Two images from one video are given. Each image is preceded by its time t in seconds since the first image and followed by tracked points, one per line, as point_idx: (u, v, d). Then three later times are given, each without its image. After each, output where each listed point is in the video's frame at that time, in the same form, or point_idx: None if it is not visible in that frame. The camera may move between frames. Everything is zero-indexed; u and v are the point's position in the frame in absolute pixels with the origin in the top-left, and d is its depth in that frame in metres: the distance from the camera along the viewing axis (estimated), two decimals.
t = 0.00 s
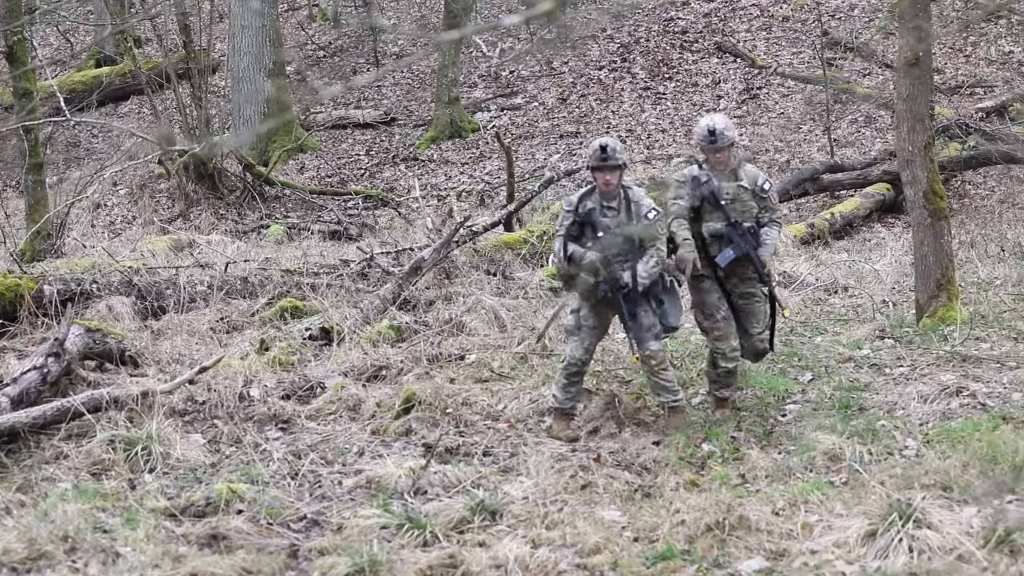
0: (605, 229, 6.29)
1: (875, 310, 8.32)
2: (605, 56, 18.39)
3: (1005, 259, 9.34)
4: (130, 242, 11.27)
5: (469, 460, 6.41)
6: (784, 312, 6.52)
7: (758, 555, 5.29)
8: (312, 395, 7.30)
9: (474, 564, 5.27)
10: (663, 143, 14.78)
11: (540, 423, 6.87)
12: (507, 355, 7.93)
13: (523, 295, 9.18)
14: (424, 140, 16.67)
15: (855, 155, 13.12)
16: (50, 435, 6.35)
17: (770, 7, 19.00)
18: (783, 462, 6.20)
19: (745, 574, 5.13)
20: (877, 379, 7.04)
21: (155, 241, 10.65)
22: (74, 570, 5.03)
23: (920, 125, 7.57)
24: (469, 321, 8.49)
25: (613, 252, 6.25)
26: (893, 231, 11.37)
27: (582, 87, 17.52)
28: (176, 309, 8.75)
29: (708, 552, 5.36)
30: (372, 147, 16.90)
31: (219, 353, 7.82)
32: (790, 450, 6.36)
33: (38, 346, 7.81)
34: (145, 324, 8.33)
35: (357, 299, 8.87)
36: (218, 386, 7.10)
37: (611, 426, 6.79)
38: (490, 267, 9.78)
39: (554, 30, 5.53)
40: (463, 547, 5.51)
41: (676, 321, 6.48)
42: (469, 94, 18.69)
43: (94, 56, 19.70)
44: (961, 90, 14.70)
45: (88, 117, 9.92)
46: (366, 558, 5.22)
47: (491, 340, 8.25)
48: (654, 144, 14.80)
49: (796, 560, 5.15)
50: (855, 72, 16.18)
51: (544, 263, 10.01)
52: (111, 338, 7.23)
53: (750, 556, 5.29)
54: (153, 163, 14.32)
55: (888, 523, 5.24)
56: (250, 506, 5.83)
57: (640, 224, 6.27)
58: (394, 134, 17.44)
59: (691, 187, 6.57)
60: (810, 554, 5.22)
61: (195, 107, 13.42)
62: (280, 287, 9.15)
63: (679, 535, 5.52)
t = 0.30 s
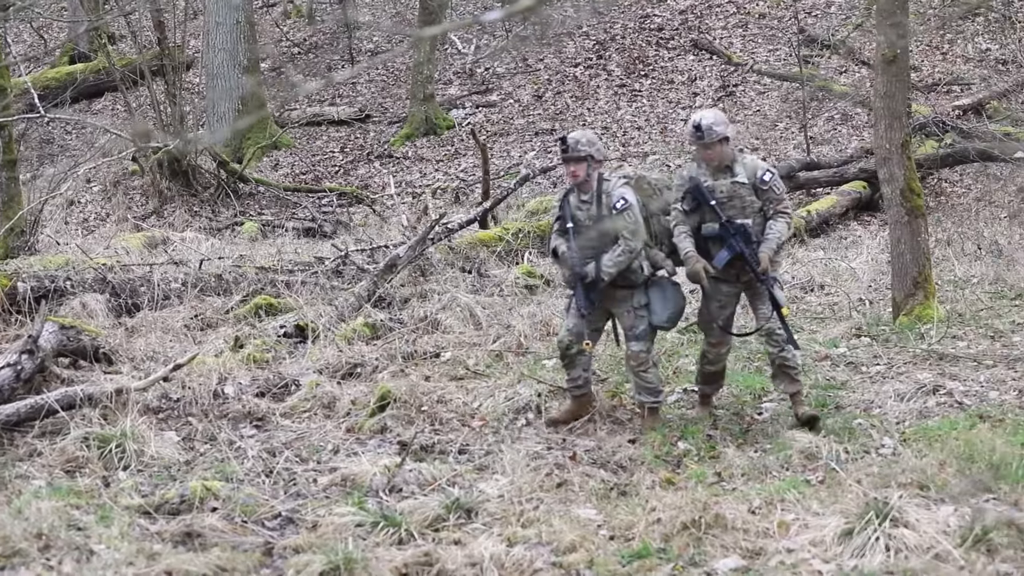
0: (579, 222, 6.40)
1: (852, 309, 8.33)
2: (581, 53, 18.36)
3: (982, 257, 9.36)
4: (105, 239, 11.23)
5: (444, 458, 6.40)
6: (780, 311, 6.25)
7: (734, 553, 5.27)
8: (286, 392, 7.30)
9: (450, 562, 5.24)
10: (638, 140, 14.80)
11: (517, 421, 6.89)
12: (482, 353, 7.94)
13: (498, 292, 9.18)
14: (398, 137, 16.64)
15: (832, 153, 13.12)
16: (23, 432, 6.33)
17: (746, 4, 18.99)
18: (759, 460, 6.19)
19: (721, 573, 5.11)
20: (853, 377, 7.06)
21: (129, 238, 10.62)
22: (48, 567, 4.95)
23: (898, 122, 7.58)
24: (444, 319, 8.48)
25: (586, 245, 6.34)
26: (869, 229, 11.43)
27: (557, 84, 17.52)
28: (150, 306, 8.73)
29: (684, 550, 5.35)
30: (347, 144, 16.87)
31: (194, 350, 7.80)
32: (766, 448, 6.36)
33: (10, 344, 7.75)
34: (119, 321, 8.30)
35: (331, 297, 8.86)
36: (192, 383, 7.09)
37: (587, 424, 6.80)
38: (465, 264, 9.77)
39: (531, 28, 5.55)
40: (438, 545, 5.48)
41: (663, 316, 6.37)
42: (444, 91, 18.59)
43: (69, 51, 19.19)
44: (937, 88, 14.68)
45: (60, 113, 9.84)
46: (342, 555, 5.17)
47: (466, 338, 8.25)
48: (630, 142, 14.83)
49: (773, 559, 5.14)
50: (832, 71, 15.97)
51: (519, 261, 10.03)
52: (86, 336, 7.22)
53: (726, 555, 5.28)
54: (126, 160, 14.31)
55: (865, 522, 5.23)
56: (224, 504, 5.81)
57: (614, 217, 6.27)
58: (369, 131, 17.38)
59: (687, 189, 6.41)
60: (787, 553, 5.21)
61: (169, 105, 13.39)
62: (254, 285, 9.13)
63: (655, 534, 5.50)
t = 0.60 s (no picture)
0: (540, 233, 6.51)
1: (839, 306, 8.31)
2: (567, 48, 18.29)
3: (970, 254, 9.35)
4: (88, 234, 11.19)
5: (429, 454, 6.39)
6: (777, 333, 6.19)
7: (721, 551, 5.26)
8: (271, 388, 7.29)
9: (435, 559, 5.21)
10: (624, 136, 14.81)
11: (502, 418, 6.88)
12: (468, 349, 7.94)
13: (484, 288, 9.17)
14: (383, 132, 16.60)
15: (819, 150, 13.13)
16: (7, 428, 6.30)
17: None
18: (746, 457, 6.18)
19: (707, 570, 5.10)
20: (840, 375, 7.04)
21: (113, 233, 10.59)
22: (31, 563, 4.90)
23: (885, 119, 7.56)
24: (429, 315, 8.47)
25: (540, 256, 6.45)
26: (856, 226, 11.46)
27: (543, 80, 17.48)
28: (134, 302, 8.71)
29: (670, 548, 5.34)
30: (332, 139, 16.82)
31: (179, 345, 7.79)
32: (753, 446, 6.35)
33: None
34: (103, 316, 8.27)
35: (316, 292, 8.84)
36: (176, 379, 7.07)
37: (574, 420, 6.79)
38: (451, 261, 9.75)
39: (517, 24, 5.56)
40: (424, 542, 5.45)
41: (611, 314, 6.26)
42: (429, 86, 18.50)
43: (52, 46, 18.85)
44: (925, 85, 14.67)
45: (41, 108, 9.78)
46: (326, 551, 5.13)
47: (451, 334, 8.24)
48: (615, 138, 14.84)
49: (760, 557, 5.13)
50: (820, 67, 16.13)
51: (504, 257, 10.03)
52: (69, 331, 7.13)
53: (712, 552, 5.26)
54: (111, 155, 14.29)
55: (852, 519, 5.22)
56: (209, 500, 5.79)
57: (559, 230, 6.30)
58: (354, 127, 17.33)
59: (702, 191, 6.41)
60: (773, 551, 5.20)
61: (154, 100, 13.34)
62: (239, 281, 9.11)
63: (642, 531, 5.48)
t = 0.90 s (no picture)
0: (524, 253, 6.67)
1: (835, 302, 8.30)
2: (563, 43, 18.23)
3: (966, 250, 9.34)
4: (83, 228, 11.17)
5: (424, 449, 6.37)
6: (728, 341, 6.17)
7: (717, 548, 5.25)
8: (265, 382, 7.27)
9: (430, 554, 5.19)
10: (620, 132, 14.87)
11: (496, 413, 6.87)
12: (462, 345, 7.94)
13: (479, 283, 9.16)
14: (378, 127, 16.62)
15: (815, 145, 13.13)
16: None
17: None
18: (742, 454, 6.16)
19: (703, 567, 5.08)
20: (836, 371, 7.03)
21: (107, 227, 10.57)
22: (24, 558, 4.85)
23: (883, 114, 7.53)
24: (424, 310, 8.45)
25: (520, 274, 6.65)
26: (852, 222, 11.45)
27: (539, 75, 17.44)
28: (128, 297, 8.69)
29: (666, 544, 5.32)
30: (327, 134, 16.79)
31: (172, 340, 7.77)
32: (749, 442, 6.33)
33: None
34: (97, 311, 8.26)
35: (311, 287, 8.82)
36: (170, 373, 7.05)
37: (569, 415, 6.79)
38: (446, 255, 9.73)
39: (513, 17, 5.43)
40: (418, 537, 5.43)
41: (566, 340, 6.47)
42: (425, 81, 18.47)
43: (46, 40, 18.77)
44: (921, 80, 14.70)
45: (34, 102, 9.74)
46: (320, 547, 5.09)
47: (445, 329, 8.23)
48: (611, 133, 14.89)
49: (756, 553, 5.12)
50: (816, 62, 16.16)
51: (499, 251, 10.01)
52: (63, 325, 7.09)
53: (708, 549, 5.25)
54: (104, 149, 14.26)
55: (849, 516, 5.21)
56: (203, 495, 5.77)
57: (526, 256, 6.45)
58: (348, 121, 17.31)
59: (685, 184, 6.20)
60: (769, 547, 5.19)
61: (149, 93, 13.30)
62: (233, 275, 9.08)
63: (637, 527, 5.46)
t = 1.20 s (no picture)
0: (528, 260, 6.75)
1: (838, 298, 8.29)
2: (566, 37, 18.17)
3: (970, 246, 9.32)
4: (84, 223, 11.17)
5: (426, 445, 6.36)
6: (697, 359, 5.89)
7: (719, 544, 5.24)
8: (266, 377, 7.26)
9: (432, 550, 5.18)
10: (623, 127, 14.95)
11: (498, 408, 6.86)
12: (464, 340, 7.93)
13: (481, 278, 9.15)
14: (381, 122, 16.58)
15: (818, 140, 13.13)
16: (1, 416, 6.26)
17: None
18: (745, 450, 6.16)
19: (705, 563, 5.07)
20: (839, 366, 7.01)
21: (109, 221, 10.56)
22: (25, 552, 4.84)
23: (887, 109, 7.59)
24: (426, 305, 8.43)
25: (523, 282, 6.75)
26: (855, 218, 11.49)
27: (542, 69, 17.41)
28: (130, 291, 8.67)
29: (668, 540, 5.31)
30: (329, 128, 16.77)
31: (174, 334, 7.76)
32: (752, 438, 6.31)
33: None
34: (98, 305, 8.25)
35: (313, 281, 8.80)
36: (172, 367, 7.04)
37: (571, 411, 6.77)
38: (448, 250, 9.71)
39: (515, 12, 5.41)
40: (420, 533, 5.42)
41: (564, 349, 6.54)
42: (427, 75, 18.41)
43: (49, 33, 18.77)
44: (925, 76, 14.72)
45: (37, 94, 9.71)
46: (322, 541, 5.07)
47: (447, 323, 8.22)
48: (614, 128, 14.96)
49: (758, 549, 5.11)
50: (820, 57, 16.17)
51: (502, 246, 9.95)
52: (64, 319, 7.13)
53: (711, 545, 5.24)
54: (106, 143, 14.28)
55: (852, 512, 5.20)
56: (204, 490, 5.76)
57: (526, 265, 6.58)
58: (350, 115, 17.23)
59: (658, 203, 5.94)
60: (772, 543, 5.18)
61: (152, 88, 13.28)
62: (235, 269, 9.06)
63: (639, 523, 5.44)
